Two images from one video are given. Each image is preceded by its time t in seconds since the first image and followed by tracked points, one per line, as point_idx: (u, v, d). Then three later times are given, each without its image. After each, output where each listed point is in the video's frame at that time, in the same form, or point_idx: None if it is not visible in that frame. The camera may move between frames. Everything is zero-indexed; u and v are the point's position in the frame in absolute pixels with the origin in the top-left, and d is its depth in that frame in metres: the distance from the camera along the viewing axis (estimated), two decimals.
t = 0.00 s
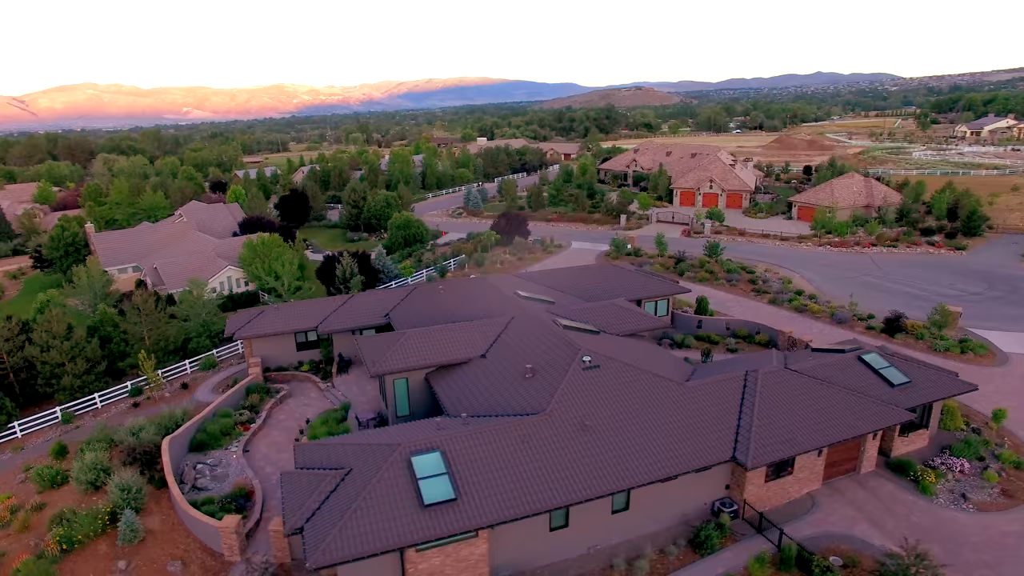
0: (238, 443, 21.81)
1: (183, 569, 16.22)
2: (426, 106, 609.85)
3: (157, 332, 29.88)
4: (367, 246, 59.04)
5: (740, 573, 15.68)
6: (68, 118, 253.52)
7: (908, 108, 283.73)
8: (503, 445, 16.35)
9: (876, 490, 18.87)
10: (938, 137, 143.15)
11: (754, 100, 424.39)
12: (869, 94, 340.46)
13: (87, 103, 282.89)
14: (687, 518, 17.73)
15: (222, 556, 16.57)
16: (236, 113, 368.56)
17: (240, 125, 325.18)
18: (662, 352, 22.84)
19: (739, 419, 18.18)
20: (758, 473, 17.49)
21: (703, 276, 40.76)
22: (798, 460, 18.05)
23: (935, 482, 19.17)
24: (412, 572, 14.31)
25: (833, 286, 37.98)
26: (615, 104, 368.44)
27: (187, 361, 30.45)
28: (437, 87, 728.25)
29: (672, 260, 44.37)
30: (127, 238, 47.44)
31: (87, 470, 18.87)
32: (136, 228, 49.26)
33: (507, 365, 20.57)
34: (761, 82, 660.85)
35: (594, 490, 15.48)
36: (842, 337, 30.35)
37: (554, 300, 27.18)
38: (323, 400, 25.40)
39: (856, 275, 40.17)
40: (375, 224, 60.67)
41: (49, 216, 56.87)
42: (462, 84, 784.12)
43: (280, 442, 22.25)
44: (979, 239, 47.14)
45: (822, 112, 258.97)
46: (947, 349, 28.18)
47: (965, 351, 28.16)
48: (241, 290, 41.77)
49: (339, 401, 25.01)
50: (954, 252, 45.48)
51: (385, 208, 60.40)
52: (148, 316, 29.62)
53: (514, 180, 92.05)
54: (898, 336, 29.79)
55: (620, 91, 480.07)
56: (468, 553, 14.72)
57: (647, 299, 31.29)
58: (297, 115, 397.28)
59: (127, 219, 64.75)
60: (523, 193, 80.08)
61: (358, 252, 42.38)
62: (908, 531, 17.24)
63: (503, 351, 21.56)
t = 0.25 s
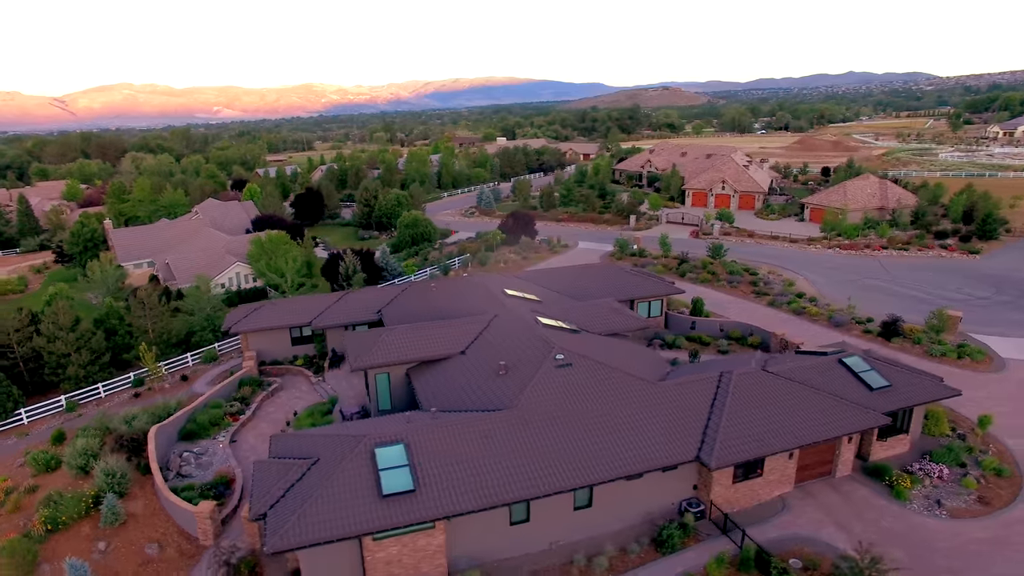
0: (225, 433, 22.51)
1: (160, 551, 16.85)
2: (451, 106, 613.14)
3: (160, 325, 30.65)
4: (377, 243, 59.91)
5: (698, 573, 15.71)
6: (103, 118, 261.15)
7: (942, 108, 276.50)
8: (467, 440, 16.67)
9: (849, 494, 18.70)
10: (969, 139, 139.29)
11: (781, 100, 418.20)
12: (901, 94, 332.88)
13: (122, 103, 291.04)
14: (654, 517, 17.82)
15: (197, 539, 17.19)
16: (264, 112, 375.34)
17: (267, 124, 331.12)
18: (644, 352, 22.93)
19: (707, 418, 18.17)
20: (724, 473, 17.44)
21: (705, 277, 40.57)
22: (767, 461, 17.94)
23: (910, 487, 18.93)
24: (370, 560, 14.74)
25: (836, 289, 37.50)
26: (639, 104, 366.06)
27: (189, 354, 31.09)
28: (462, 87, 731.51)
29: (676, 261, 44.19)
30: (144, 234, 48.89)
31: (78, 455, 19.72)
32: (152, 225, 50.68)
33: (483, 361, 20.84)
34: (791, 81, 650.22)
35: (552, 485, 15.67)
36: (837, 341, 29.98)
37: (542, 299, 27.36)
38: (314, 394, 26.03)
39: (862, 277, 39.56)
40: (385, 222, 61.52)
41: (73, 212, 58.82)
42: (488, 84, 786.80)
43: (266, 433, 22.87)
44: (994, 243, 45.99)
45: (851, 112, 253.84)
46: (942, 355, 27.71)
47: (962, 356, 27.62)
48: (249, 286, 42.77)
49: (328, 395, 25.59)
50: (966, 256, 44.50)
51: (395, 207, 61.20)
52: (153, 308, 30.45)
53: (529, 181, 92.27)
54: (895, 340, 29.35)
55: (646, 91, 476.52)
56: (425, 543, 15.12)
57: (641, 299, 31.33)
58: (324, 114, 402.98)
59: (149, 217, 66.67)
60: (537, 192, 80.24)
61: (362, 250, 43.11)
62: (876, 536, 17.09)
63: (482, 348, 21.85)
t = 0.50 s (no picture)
0: (213, 421, 23.33)
1: (136, 531, 17.65)
2: (479, 105, 615.14)
3: (164, 317, 31.56)
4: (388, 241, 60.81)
5: (650, 570, 15.82)
6: (140, 117, 268.71)
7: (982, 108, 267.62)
8: (428, 434, 17.13)
9: (815, 496, 18.58)
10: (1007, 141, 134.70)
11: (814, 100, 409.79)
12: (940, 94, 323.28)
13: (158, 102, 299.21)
14: (615, 513, 18.00)
15: (172, 520, 17.94)
16: (295, 112, 381.93)
17: (297, 123, 336.79)
18: (621, 351, 23.06)
19: (670, 417, 18.25)
20: (684, 473, 17.49)
21: (705, 279, 40.35)
22: (730, 462, 17.91)
23: (879, 492, 18.72)
24: (325, 546, 15.29)
25: (837, 293, 36.99)
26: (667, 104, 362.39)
27: (192, 345, 31.89)
28: (491, 86, 733.20)
29: (679, 262, 43.95)
30: (161, 230, 50.46)
31: (69, 439, 20.68)
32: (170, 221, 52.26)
33: (457, 357, 21.26)
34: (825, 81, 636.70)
35: (506, 479, 16.02)
36: (830, 344, 29.62)
37: (529, 297, 27.64)
38: (303, 387, 26.76)
39: (867, 280, 38.91)
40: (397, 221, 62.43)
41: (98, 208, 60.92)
42: (516, 84, 787.22)
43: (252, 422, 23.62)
44: (1011, 248, 44.70)
45: (885, 112, 247.41)
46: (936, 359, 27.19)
47: (957, 362, 27.06)
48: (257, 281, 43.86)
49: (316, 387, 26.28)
50: (980, 261, 43.39)
51: (407, 206, 62.00)
52: (157, 301, 31.39)
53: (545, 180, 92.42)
54: (889, 344, 28.88)
55: (675, 91, 471.53)
56: (380, 531, 15.63)
57: (632, 299, 31.41)
58: (353, 114, 408.30)
59: (171, 213, 68.67)
60: (551, 191, 80.35)
61: (367, 247, 43.94)
62: (837, 539, 17.01)
63: (459, 343, 22.27)
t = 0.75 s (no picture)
0: (203, 412, 24.08)
1: (119, 514, 18.38)
2: (504, 105, 616.08)
3: (168, 311, 32.42)
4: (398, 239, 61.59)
5: (608, 565, 15.95)
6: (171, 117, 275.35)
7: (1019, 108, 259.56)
8: (396, 427, 17.54)
9: (786, 499, 18.46)
10: None
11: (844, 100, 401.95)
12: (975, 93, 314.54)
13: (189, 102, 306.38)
14: (581, 510, 18.17)
15: (153, 505, 18.63)
16: (321, 111, 387.36)
17: (323, 122, 341.44)
18: (601, 351, 23.20)
19: (638, 415, 18.35)
20: (650, 472, 17.58)
21: (706, 280, 40.17)
22: (698, 461, 17.95)
23: (850, 496, 18.54)
24: (289, 532, 15.78)
25: (839, 296, 36.56)
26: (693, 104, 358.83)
27: (194, 339, 32.61)
28: (516, 86, 733.75)
29: (682, 262, 43.79)
30: (176, 227, 51.83)
31: (63, 426, 21.57)
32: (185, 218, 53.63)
33: (436, 353, 21.65)
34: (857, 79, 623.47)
35: (467, 472, 16.33)
36: (823, 347, 29.34)
37: (518, 296, 27.92)
38: (294, 380, 27.42)
39: (871, 283, 38.34)
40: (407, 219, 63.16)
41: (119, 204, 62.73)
42: (541, 84, 786.38)
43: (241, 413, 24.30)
44: None
45: (917, 113, 241.53)
46: (930, 363, 26.73)
47: (952, 366, 26.56)
48: (265, 277, 44.83)
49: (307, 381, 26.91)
50: (992, 265, 42.42)
51: (417, 204, 62.65)
52: (162, 295, 32.28)
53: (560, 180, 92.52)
54: (883, 347, 28.48)
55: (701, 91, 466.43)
56: (344, 520, 16.09)
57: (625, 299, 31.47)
58: (378, 113, 412.51)
59: (191, 211, 70.40)
60: (565, 190, 80.47)
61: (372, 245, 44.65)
62: (801, 540, 16.96)
63: (440, 340, 22.66)
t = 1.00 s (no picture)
0: (195, 401, 24.95)
1: (103, 496, 19.24)
2: (533, 105, 615.65)
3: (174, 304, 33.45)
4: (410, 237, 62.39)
5: (562, 560, 16.16)
6: (206, 116, 282.43)
7: None
8: (362, 419, 18.02)
9: (750, 499, 18.43)
10: None
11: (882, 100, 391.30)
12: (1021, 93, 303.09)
13: (224, 101, 313.67)
14: (544, 505, 18.40)
15: (136, 488, 19.45)
16: (351, 110, 392.78)
17: (353, 121, 346.12)
18: (580, 350, 23.35)
19: (603, 413, 18.46)
20: (611, 470, 17.67)
21: (708, 281, 39.88)
22: (661, 461, 17.96)
23: (817, 500, 18.36)
24: (253, 516, 16.40)
25: (841, 299, 35.98)
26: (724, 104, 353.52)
27: (199, 332, 33.30)
28: (546, 86, 732.61)
29: (686, 264, 43.55)
30: (193, 222, 53.42)
31: (60, 411, 22.64)
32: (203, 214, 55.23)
33: (413, 348, 22.08)
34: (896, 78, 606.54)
35: (426, 464, 16.71)
36: (815, 350, 28.97)
37: (506, 294, 28.21)
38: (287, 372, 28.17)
39: (876, 287, 37.59)
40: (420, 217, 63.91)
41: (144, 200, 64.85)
42: (571, 84, 783.65)
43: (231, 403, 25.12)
44: None
45: (957, 112, 233.86)
46: (922, 368, 26.23)
47: (945, 371, 26.00)
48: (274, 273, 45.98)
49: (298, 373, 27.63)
50: (1008, 270, 41.17)
51: (429, 203, 63.34)
52: (168, 288, 33.33)
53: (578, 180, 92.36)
54: (877, 352, 28.00)
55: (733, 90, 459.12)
56: (306, 506, 16.67)
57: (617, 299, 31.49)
58: (407, 113, 416.36)
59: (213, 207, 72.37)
60: (580, 190, 80.36)
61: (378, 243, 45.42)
62: (759, 541, 16.93)
63: (420, 335, 23.09)
